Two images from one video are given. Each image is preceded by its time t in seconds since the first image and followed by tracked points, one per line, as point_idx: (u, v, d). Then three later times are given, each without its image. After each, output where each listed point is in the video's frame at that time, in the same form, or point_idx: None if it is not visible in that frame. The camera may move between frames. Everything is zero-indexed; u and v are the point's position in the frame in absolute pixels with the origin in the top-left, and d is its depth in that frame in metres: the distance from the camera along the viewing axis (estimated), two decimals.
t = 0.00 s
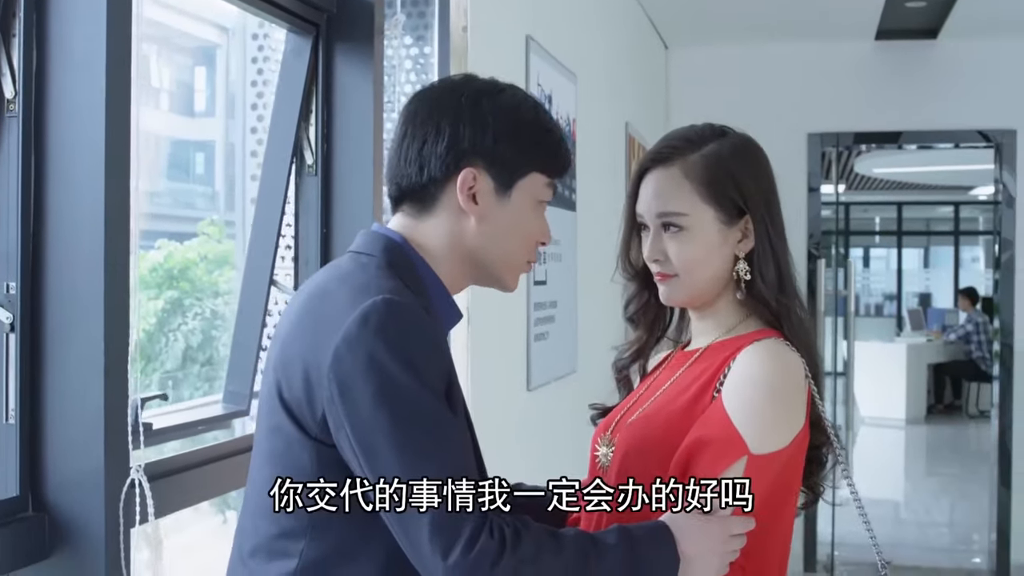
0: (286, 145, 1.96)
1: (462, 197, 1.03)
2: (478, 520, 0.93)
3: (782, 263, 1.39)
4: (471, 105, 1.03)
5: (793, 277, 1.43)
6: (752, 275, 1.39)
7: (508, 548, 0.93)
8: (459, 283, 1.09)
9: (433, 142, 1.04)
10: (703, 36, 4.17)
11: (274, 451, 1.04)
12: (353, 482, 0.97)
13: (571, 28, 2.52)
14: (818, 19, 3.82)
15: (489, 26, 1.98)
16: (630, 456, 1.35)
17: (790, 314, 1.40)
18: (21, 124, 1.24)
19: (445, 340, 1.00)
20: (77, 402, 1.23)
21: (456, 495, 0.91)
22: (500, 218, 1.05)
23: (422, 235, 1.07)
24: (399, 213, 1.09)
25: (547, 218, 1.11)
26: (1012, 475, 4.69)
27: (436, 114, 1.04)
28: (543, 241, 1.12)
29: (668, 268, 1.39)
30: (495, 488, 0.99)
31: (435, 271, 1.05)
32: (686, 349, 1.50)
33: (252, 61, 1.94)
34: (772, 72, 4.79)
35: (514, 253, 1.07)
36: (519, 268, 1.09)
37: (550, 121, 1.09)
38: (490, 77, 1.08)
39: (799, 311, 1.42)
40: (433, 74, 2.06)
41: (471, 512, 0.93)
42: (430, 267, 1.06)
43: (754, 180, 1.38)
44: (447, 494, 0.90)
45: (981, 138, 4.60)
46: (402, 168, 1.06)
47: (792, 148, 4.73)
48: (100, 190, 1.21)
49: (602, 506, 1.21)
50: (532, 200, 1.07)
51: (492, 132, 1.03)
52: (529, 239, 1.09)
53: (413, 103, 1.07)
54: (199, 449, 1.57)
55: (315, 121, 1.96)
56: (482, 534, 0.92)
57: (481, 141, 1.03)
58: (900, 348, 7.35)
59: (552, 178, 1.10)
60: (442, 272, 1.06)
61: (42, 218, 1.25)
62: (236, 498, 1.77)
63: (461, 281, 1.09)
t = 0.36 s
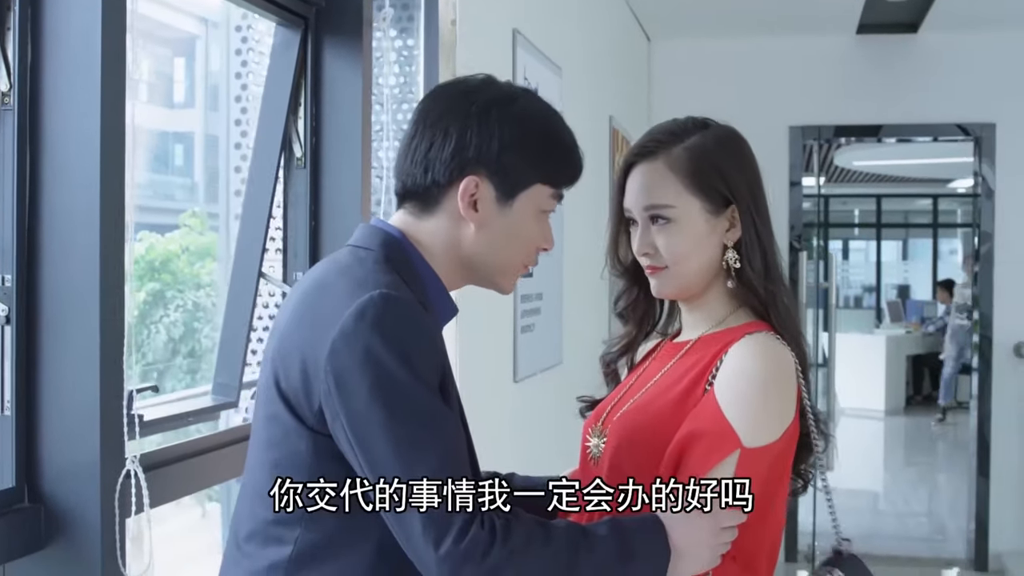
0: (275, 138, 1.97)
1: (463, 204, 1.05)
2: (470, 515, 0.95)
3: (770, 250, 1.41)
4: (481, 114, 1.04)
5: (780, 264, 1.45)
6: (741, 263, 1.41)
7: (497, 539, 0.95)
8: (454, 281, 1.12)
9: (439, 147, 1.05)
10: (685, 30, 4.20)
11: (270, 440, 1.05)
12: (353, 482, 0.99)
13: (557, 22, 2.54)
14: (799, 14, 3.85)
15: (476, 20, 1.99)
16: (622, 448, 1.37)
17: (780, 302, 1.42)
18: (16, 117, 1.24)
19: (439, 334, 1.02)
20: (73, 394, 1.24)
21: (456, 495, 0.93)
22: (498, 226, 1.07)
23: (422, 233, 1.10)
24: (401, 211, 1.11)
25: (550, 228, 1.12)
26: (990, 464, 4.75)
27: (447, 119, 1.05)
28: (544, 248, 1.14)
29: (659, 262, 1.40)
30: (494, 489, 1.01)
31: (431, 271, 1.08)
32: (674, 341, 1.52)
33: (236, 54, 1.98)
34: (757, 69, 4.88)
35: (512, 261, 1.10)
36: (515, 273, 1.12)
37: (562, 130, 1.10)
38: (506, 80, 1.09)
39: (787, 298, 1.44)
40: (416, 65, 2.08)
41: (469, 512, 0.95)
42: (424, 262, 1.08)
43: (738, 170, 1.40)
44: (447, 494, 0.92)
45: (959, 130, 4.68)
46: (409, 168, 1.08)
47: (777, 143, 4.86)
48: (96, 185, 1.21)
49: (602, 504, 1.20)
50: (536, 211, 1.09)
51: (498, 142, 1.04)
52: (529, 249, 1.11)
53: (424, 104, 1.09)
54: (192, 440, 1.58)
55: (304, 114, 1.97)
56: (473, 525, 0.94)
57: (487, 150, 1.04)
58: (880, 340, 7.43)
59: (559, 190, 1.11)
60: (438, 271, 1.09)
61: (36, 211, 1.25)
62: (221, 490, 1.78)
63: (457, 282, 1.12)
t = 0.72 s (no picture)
0: (263, 132, 1.97)
1: (448, 193, 1.06)
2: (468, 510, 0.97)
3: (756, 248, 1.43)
4: (465, 104, 1.06)
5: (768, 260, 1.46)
6: (728, 261, 1.43)
7: (490, 526, 0.98)
8: (442, 270, 1.13)
9: (425, 137, 1.06)
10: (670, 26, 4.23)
11: (264, 434, 1.06)
12: (353, 482, 1.00)
13: (543, 17, 2.55)
14: (783, 10, 3.88)
15: (463, 15, 2.01)
16: (612, 440, 1.38)
17: (765, 299, 1.44)
18: (8, 112, 1.25)
19: (426, 323, 1.03)
20: (68, 386, 1.24)
21: (456, 494, 0.95)
22: (482, 214, 1.08)
23: (410, 225, 1.11)
24: (390, 203, 1.13)
25: (534, 213, 1.14)
26: (969, 456, 4.81)
27: (430, 109, 1.07)
28: (529, 234, 1.16)
29: (646, 257, 1.42)
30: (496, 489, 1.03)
31: (422, 264, 1.09)
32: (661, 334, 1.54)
33: (221, 48, 1.93)
34: (740, 65, 4.92)
35: (498, 249, 1.11)
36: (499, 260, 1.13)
37: (543, 116, 1.11)
38: (491, 71, 1.10)
39: (774, 294, 1.46)
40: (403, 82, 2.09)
41: (471, 512, 0.98)
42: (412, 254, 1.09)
43: (725, 166, 1.42)
44: (448, 495, 0.94)
45: (939, 126, 4.76)
46: (393, 158, 1.09)
47: (758, 138, 4.90)
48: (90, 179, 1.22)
49: (604, 506, 1.12)
50: (520, 199, 1.10)
51: (482, 131, 1.05)
52: (514, 235, 1.12)
53: (408, 94, 1.10)
54: (184, 434, 1.59)
55: (291, 108, 1.98)
56: (464, 514, 0.97)
57: (470, 140, 1.05)
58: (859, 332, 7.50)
59: (541, 176, 1.13)
60: (427, 263, 1.10)
61: (30, 207, 1.26)
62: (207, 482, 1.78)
63: (446, 271, 1.14)
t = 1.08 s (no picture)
0: (250, 128, 1.98)
1: (442, 189, 1.07)
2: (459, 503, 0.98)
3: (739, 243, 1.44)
4: (457, 101, 1.06)
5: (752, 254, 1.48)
6: (712, 256, 1.44)
7: (479, 520, 0.99)
8: (434, 266, 1.14)
9: (417, 134, 1.07)
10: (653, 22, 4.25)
11: (257, 427, 1.06)
12: (352, 482, 1.01)
13: (529, 13, 2.57)
14: (766, 7, 3.91)
15: (450, 11, 2.02)
16: (598, 434, 1.39)
17: (750, 293, 1.45)
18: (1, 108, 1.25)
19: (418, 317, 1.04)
20: (61, 381, 1.25)
21: (456, 495, 0.96)
22: (475, 211, 1.09)
23: (401, 221, 1.12)
24: (381, 198, 1.14)
25: (525, 208, 1.15)
26: (950, 450, 4.85)
27: (424, 105, 1.07)
28: (520, 229, 1.17)
29: (633, 252, 1.43)
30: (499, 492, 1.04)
31: (413, 259, 1.10)
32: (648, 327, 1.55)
33: (204, 44, 1.93)
34: (723, 61, 4.95)
35: (489, 245, 1.12)
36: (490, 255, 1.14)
37: (534, 113, 1.12)
38: (481, 68, 1.11)
39: (758, 289, 1.48)
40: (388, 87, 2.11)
41: (471, 513, 0.99)
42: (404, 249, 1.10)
43: (712, 162, 1.43)
44: (448, 495, 0.95)
45: (920, 122, 4.80)
46: (386, 155, 1.09)
47: (741, 134, 4.94)
48: (81, 175, 1.22)
49: (602, 506, 1.11)
50: (511, 194, 1.11)
51: (475, 127, 1.06)
52: (505, 231, 1.13)
53: (400, 91, 1.10)
54: (174, 429, 1.59)
55: (279, 104, 1.99)
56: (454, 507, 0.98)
57: (464, 137, 1.06)
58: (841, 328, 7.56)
59: (532, 172, 1.14)
60: (419, 259, 1.12)
61: (21, 201, 1.26)
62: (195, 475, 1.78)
63: (438, 266, 1.15)
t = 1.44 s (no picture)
0: (242, 123, 1.99)
1: (437, 184, 1.08)
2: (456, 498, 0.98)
3: (730, 237, 1.45)
4: (451, 96, 1.07)
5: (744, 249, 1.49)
6: (704, 251, 1.45)
7: (474, 509, 0.98)
8: (428, 261, 1.15)
9: (412, 129, 1.08)
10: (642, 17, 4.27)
11: (253, 421, 1.07)
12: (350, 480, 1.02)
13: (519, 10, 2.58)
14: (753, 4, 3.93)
15: (442, 6, 2.03)
16: (592, 427, 1.40)
17: (740, 287, 1.46)
18: None
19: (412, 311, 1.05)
20: (60, 378, 1.25)
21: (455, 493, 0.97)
22: (470, 206, 1.10)
23: (395, 216, 1.13)
24: (375, 193, 1.14)
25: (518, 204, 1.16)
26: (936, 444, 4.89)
27: (418, 101, 1.08)
28: (514, 223, 1.18)
29: (626, 246, 1.44)
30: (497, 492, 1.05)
31: (408, 254, 1.11)
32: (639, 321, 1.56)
33: (194, 39, 1.87)
34: (711, 57, 4.98)
35: (483, 239, 1.13)
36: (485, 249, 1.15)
37: (527, 109, 1.13)
38: (474, 64, 1.11)
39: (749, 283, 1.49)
40: (378, 86, 2.13)
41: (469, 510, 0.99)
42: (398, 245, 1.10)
43: (704, 157, 1.44)
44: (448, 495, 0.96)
45: (907, 118, 4.85)
46: (381, 150, 1.10)
47: (729, 129, 4.97)
48: (78, 168, 1.23)
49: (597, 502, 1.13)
50: (506, 188, 1.12)
51: (470, 122, 1.07)
52: (499, 225, 1.14)
53: (393, 88, 1.11)
54: (166, 424, 1.59)
55: (271, 99, 2.01)
56: (450, 497, 0.97)
57: (459, 132, 1.07)
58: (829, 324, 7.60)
59: (525, 167, 1.15)
60: (414, 254, 1.12)
61: (19, 193, 1.26)
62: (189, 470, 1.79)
63: (433, 260, 1.16)
